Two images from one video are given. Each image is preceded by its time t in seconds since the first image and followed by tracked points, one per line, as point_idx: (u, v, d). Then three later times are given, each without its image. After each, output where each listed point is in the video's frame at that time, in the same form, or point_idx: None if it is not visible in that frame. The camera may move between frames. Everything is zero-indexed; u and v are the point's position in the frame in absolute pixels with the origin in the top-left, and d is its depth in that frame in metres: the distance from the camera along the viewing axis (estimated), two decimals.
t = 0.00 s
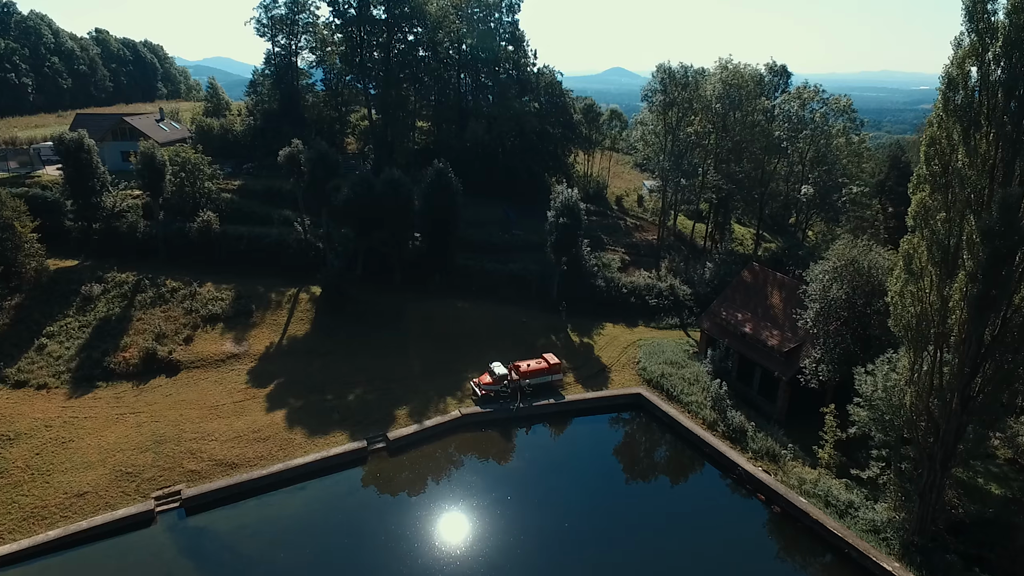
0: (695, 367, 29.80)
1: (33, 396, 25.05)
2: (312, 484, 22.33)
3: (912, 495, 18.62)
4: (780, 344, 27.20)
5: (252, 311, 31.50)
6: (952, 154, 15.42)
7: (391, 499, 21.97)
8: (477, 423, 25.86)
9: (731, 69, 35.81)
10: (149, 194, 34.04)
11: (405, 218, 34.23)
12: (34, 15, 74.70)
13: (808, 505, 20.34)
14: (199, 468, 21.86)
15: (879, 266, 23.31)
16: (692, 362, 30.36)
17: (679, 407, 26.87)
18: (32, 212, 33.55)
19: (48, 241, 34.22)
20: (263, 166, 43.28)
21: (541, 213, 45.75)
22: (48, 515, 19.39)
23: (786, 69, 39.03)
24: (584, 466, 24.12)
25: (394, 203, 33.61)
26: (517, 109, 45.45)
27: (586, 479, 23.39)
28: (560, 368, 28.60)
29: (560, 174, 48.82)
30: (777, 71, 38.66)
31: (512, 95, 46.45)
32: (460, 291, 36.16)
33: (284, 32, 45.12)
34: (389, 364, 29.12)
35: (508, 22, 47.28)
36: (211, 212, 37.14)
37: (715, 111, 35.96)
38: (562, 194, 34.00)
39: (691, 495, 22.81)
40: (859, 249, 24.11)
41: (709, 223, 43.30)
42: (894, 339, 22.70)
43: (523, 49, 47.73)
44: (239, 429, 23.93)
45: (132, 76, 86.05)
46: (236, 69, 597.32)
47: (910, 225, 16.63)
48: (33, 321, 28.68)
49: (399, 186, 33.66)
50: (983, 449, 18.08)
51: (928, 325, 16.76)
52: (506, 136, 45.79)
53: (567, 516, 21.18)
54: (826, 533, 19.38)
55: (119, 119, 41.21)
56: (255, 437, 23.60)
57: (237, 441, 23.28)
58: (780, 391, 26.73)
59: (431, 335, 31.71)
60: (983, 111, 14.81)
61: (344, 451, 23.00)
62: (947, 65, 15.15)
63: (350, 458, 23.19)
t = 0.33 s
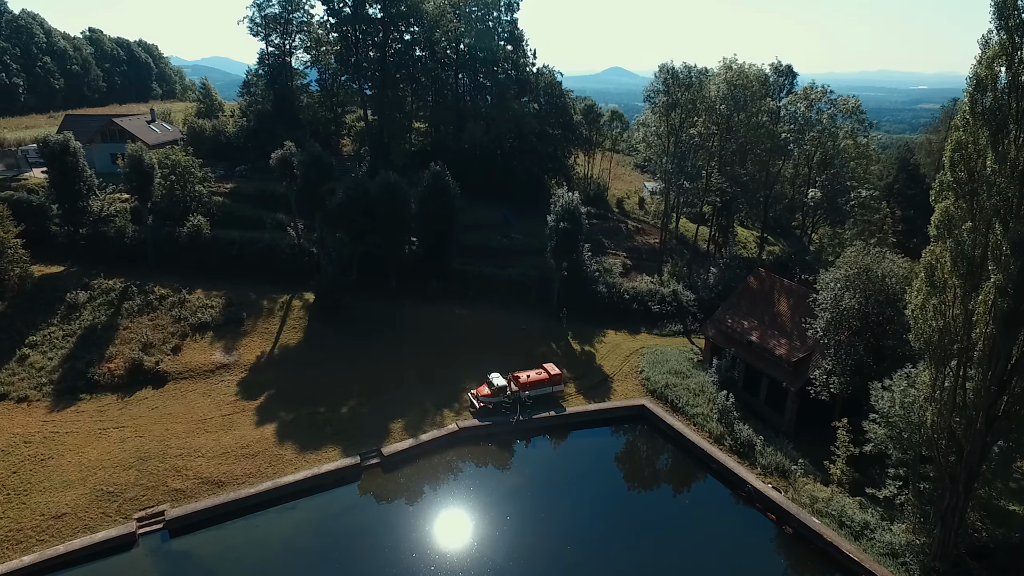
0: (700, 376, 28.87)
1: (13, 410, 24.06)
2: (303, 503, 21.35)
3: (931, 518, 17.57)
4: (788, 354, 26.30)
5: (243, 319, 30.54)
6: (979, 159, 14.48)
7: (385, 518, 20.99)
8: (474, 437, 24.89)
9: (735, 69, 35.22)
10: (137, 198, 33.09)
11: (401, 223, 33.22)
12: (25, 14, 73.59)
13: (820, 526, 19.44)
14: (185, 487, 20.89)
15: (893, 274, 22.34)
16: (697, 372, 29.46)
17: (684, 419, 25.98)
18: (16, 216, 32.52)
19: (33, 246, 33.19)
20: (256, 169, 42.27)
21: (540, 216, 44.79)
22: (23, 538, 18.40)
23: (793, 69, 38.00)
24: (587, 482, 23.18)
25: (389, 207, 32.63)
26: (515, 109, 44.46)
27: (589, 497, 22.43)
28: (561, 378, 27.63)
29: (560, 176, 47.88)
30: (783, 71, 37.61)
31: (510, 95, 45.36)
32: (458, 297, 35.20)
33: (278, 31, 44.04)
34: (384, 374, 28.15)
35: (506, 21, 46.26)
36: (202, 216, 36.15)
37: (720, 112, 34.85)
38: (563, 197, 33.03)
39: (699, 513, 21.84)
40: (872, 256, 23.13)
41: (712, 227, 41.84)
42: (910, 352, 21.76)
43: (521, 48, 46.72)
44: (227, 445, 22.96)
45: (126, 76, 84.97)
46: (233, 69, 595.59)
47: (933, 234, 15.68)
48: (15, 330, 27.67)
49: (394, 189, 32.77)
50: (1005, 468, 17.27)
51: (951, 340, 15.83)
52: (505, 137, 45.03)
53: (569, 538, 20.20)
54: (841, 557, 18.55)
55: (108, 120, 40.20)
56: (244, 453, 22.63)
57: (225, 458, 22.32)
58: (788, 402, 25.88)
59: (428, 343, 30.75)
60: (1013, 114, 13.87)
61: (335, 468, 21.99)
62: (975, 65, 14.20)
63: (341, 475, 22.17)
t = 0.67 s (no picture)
0: (705, 388, 27.86)
1: None
2: (290, 526, 20.29)
3: (955, 545, 16.43)
4: (797, 365, 25.37)
5: (232, 328, 29.49)
6: (1012, 166, 13.46)
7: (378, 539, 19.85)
8: (471, 453, 23.85)
9: (740, 70, 34.33)
10: (122, 203, 32.02)
11: (395, 228, 32.17)
12: (14, 12, 72.32)
13: (835, 550, 18.51)
14: (166, 509, 19.81)
15: (908, 285, 21.31)
16: (701, 383, 28.48)
17: (689, 433, 25.01)
18: None
19: (15, 252, 32.07)
20: (247, 171, 41.19)
21: (539, 219, 43.81)
22: None
23: (798, 70, 37.33)
24: (589, 501, 22.13)
25: (383, 212, 31.56)
26: (514, 111, 43.46)
27: (591, 516, 21.37)
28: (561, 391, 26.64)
29: (560, 179, 46.93)
30: (787, 71, 36.82)
31: (509, 96, 44.23)
32: (455, 304, 34.18)
33: (270, 31, 43.01)
34: (377, 386, 27.10)
35: (504, 20, 45.16)
36: (191, 221, 35.05)
37: (723, 114, 33.80)
38: (563, 201, 32.05)
39: (707, 533, 20.79)
40: (886, 265, 22.12)
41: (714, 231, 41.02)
42: (926, 366, 20.80)
43: (519, 48, 45.52)
44: (212, 463, 21.91)
45: (118, 76, 83.73)
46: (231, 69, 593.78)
47: (960, 245, 14.66)
48: None
49: (389, 193, 31.68)
50: None
51: (979, 358, 14.82)
52: (502, 139, 44.11)
53: (571, 562, 19.13)
54: None
55: (94, 122, 39.08)
56: (229, 473, 21.58)
57: (209, 477, 21.26)
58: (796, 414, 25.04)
59: (423, 353, 29.74)
60: None
61: (324, 488, 20.95)
62: (1009, 65, 13.22)
63: (331, 495, 21.12)
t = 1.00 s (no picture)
0: (710, 401, 26.82)
1: None
2: (276, 552, 19.15)
3: None
4: (806, 378, 24.40)
5: (219, 339, 28.35)
6: None
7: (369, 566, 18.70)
8: (468, 471, 22.78)
9: (744, 70, 33.31)
10: (105, 208, 30.82)
11: (389, 234, 31.05)
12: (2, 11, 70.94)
13: None
14: (144, 535, 18.63)
15: (927, 296, 20.22)
16: (706, 394, 27.41)
17: (694, 449, 23.99)
18: None
19: None
20: (237, 174, 40.03)
21: (538, 222, 42.78)
22: None
23: (804, 69, 36.23)
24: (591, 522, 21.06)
25: (377, 217, 30.45)
26: (511, 111, 42.38)
27: (594, 539, 20.28)
28: (562, 405, 25.57)
29: (559, 181, 45.89)
30: (792, 71, 35.84)
31: (506, 97, 43.06)
32: (451, 312, 33.09)
33: (260, 29, 41.86)
34: (370, 400, 26.00)
35: (501, 19, 43.94)
36: (178, 226, 33.85)
37: (727, 115, 32.80)
38: (562, 206, 30.99)
39: (716, 557, 19.75)
40: (903, 275, 21.02)
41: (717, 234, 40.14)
42: (946, 382, 19.68)
43: (517, 47, 44.18)
44: (194, 485, 20.77)
45: (109, 76, 82.33)
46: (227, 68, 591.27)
47: (992, 258, 13.64)
48: None
49: (382, 197, 30.58)
50: None
51: (1013, 379, 13.76)
52: (500, 141, 43.02)
53: None
54: None
55: (79, 123, 37.83)
56: (212, 495, 20.44)
57: (191, 500, 20.10)
58: (805, 428, 24.13)
59: (418, 364, 28.64)
60: None
61: (312, 512, 19.80)
62: None
63: (319, 519, 19.97)
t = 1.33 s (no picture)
0: (717, 415, 25.70)
1: None
2: None
3: None
4: (817, 393, 23.37)
5: (204, 352, 27.16)
6: None
7: None
8: (463, 493, 21.58)
9: (750, 70, 32.40)
10: (86, 215, 29.64)
11: (383, 241, 29.89)
12: None
13: None
14: (117, 567, 17.34)
15: (949, 309, 19.13)
16: (712, 408, 26.30)
17: (701, 468, 22.89)
18: None
19: None
20: (226, 178, 38.88)
21: (536, 227, 41.71)
22: None
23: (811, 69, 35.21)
24: (593, 546, 19.89)
25: (370, 224, 29.29)
26: (509, 113, 40.93)
27: (596, 564, 19.10)
28: (562, 421, 24.44)
29: (558, 184, 44.77)
30: (799, 72, 34.61)
31: (502, 98, 41.54)
32: (447, 321, 31.96)
33: (250, 28, 40.53)
34: (362, 416, 24.86)
35: (497, 18, 42.45)
36: (163, 232, 32.62)
37: (733, 117, 31.55)
38: (562, 211, 29.86)
39: None
40: (923, 286, 19.89)
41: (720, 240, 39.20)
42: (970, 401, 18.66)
43: (515, 48, 42.73)
44: (173, 511, 19.51)
45: (100, 76, 81.04)
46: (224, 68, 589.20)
47: None
48: None
49: (376, 203, 29.37)
50: None
51: None
52: (498, 144, 41.64)
53: None
54: None
55: (62, 126, 36.61)
56: (192, 521, 19.18)
57: (169, 527, 18.83)
58: (817, 445, 23.10)
59: (412, 377, 27.52)
60: None
61: (298, 539, 18.57)
62: None
63: (305, 546, 18.75)
